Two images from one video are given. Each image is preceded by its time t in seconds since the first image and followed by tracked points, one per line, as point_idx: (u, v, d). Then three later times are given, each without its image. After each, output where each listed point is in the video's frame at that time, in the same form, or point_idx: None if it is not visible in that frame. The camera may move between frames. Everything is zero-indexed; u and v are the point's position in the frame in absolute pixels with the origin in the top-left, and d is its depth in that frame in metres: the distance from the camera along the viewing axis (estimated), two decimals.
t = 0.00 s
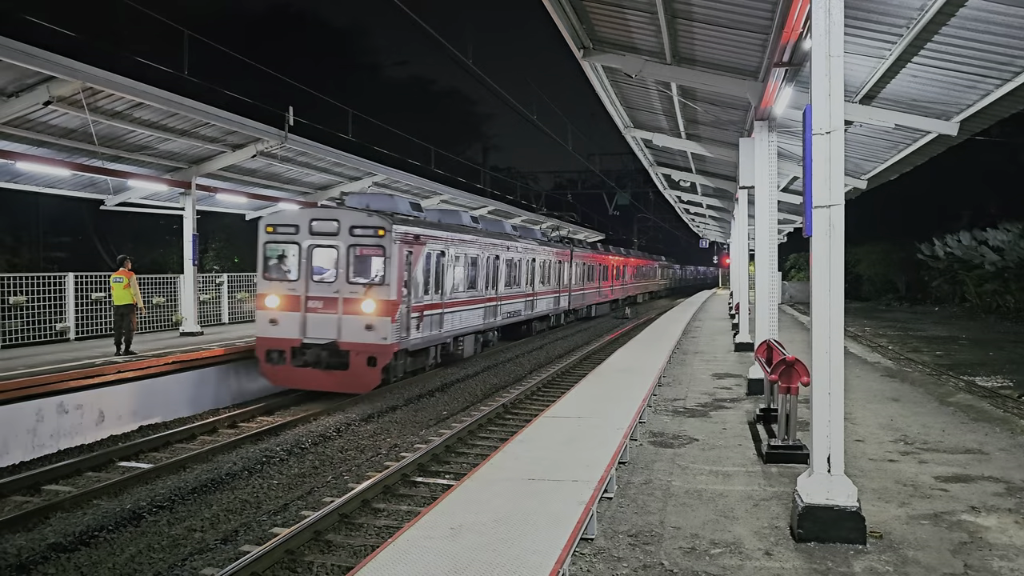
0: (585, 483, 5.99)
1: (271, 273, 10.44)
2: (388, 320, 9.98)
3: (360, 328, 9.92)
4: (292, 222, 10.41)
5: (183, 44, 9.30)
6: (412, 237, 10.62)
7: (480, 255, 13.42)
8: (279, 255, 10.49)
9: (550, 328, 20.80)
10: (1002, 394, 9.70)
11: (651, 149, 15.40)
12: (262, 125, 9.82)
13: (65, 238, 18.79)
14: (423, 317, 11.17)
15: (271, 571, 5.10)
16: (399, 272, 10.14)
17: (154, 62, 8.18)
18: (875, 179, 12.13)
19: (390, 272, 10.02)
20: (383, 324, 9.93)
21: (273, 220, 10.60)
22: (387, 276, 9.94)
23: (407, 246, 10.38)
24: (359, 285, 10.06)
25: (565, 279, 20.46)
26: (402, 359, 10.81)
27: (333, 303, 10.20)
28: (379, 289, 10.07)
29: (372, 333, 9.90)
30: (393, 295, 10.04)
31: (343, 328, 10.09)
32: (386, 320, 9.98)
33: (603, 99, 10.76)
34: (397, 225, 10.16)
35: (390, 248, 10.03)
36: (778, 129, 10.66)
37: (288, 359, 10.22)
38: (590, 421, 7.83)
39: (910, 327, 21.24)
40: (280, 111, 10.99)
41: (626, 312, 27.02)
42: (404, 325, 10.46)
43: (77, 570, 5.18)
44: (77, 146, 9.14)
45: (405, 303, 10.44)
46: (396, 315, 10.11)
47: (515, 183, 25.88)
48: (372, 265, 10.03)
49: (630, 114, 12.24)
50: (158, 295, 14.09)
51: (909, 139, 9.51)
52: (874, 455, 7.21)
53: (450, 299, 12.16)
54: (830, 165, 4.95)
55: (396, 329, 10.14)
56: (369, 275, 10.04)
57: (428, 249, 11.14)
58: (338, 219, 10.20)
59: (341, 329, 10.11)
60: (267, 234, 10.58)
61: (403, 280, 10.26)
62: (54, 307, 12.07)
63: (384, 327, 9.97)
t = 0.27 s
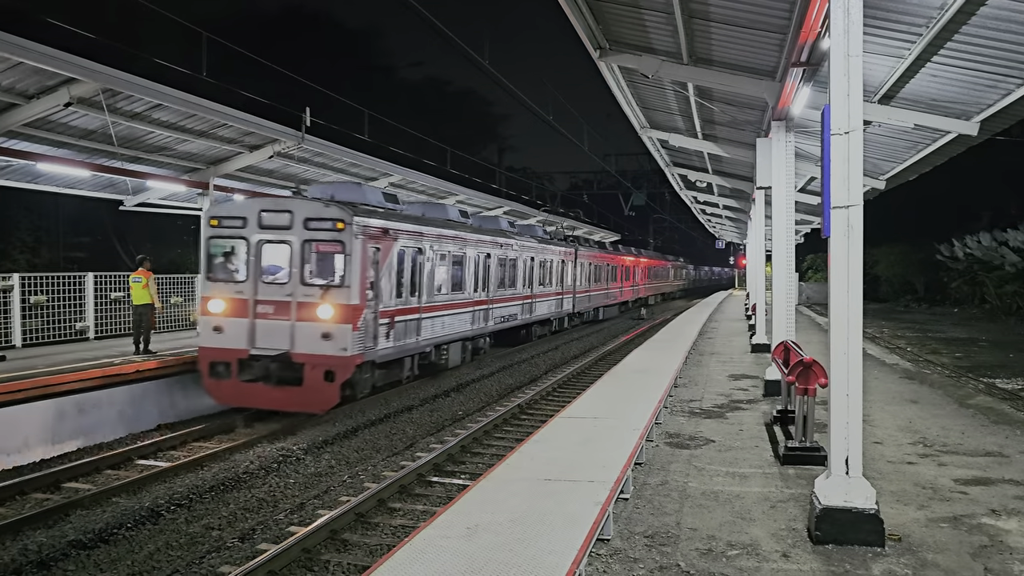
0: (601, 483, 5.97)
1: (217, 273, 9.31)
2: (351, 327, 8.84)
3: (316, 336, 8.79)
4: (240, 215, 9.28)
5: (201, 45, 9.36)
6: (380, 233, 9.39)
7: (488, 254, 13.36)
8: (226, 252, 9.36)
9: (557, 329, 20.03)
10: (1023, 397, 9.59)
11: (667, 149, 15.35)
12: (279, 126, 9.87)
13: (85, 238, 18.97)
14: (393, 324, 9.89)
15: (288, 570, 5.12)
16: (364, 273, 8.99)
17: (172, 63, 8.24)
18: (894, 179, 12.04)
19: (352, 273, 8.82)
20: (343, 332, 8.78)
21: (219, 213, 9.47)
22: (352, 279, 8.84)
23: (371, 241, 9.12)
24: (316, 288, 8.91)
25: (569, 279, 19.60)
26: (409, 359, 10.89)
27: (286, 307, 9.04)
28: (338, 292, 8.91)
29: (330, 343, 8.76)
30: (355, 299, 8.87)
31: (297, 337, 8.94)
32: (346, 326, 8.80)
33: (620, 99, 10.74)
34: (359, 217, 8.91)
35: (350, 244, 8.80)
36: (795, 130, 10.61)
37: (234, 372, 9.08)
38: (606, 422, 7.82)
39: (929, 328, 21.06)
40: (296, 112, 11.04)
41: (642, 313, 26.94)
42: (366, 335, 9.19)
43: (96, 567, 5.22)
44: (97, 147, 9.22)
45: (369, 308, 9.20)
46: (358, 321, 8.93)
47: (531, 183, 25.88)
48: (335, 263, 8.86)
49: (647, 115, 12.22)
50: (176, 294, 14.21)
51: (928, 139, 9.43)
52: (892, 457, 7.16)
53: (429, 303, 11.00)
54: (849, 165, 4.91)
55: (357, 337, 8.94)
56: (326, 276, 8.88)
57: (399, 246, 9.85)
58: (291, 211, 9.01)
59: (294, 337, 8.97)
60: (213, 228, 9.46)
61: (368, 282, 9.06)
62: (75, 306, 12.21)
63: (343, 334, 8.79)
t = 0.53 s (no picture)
0: (619, 484, 5.95)
1: (136, 275, 7.76)
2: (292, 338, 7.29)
3: (252, 350, 7.29)
4: (164, 203, 7.70)
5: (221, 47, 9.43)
6: (324, 225, 7.67)
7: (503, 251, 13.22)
8: (148, 248, 7.78)
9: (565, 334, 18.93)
10: None
11: (685, 149, 15.30)
12: (298, 127, 9.94)
13: (106, 238, 19.16)
14: (312, 330, 7.58)
15: (306, 568, 5.13)
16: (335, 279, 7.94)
17: (192, 64, 8.30)
18: (914, 180, 11.93)
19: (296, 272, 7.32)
20: (283, 343, 7.26)
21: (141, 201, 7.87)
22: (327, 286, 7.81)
23: (321, 236, 7.61)
24: (252, 291, 7.38)
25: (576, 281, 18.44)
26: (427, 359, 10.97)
27: (216, 315, 7.50)
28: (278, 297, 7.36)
29: (266, 358, 7.24)
30: (298, 306, 7.35)
31: (229, 351, 7.41)
32: (287, 335, 7.28)
33: (638, 99, 10.72)
34: (308, 208, 7.43)
35: (295, 238, 7.31)
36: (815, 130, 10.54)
37: (157, 394, 7.56)
38: (624, 423, 7.79)
39: (950, 330, 20.84)
40: (314, 113, 11.10)
41: (660, 314, 26.83)
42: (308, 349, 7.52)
43: (117, 564, 5.24)
44: (118, 148, 9.31)
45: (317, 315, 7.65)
46: (303, 330, 7.41)
47: (548, 184, 25.87)
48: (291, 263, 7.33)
49: (664, 115, 12.20)
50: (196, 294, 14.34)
51: (950, 139, 9.35)
52: (913, 460, 7.10)
53: (397, 310, 9.49)
54: (870, 165, 4.87)
55: (304, 350, 7.45)
56: (265, 277, 7.35)
57: (360, 243, 8.42)
58: (223, 198, 7.51)
59: (226, 352, 7.42)
60: (133, 220, 7.87)
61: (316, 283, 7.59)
62: (96, 306, 12.35)
63: (281, 346, 7.26)
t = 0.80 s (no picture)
0: (637, 485, 5.92)
1: (19, 274, 6.59)
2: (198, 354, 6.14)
3: (151, 365, 6.15)
4: (50, 187, 6.53)
5: (240, 49, 9.50)
6: (248, 219, 6.61)
7: (513, 253, 13.20)
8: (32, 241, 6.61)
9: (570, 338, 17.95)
10: None
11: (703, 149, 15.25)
12: (317, 127, 10.01)
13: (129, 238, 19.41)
14: (229, 345, 6.51)
15: (325, 567, 5.14)
16: (341, 281, 8.16)
17: (213, 66, 8.37)
18: (936, 180, 11.82)
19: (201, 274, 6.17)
20: (184, 358, 6.10)
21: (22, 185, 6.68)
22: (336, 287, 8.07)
23: (239, 228, 6.53)
24: (151, 295, 6.23)
25: (580, 284, 17.39)
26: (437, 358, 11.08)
27: (108, 323, 6.32)
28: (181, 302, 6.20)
29: (167, 375, 6.10)
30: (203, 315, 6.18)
31: (124, 367, 6.25)
32: (188, 351, 6.12)
33: (656, 99, 10.70)
34: (219, 194, 6.26)
35: (203, 230, 6.15)
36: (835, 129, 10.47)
37: (38, 417, 6.37)
38: (642, 424, 7.78)
39: (973, 332, 20.60)
40: (332, 113, 11.16)
41: (677, 315, 26.75)
42: (238, 371, 6.67)
43: (139, 561, 5.23)
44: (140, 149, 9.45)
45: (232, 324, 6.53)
46: (212, 343, 6.28)
47: (565, 184, 25.90)
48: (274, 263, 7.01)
49: (682, 115, 12.17)
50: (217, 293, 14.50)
51: (972, 139, 9.25)
52: (935, 462, 7.04)
53: (349, 317, 8.40)
54: (892, 165, 4.82)
55: (212, 367, 6.28)
56: (166, 278, 6.21)
57: (296, 239, 7.34)
58: (120, 181, 6.35)
59: (120, 367, 6.27)
60: (14, 207, 6.70)
61: (232, 285, 6.47)
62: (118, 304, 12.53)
63: (180, 363, 6.11)
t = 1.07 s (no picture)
0: (654, 486, 5.88)
1: None
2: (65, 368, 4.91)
3: None
4: None
5: (257, 50, 9.57)
6: (193, 210, 5.92)
7: (524, 254, 12.93)
8: None
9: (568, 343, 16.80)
10: None
11: (720, 149, 15.20)
12: (333, 128, 10.06)
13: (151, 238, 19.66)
14: (104, 366, 5.23)
15: (341, 566, 5.14)
16: (360, 281, 8.26)
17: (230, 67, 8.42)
18: (955, 180, 11.71)
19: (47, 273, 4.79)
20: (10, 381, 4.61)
21: None
22: (352, 285, 8.14)
23: (97, 213, 5.09)
24: None
25: (579, 286, 16.15)
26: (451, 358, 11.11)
27: None
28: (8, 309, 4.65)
29: None
30: (103, 327, 5.19)
31: None
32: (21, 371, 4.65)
33: (672, 99, 10.68)
34: (131, 174, 5.36)
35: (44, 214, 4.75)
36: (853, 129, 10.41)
37: None
38: (658, 424, 7.77)
39: (993, 334, 20.39)
40: (348, 113, 11.21)
41: (692, 316, 26.66)
42: (210, 375, 6.25)
43: (157, 558, 5.25)
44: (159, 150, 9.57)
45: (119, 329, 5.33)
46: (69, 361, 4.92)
47: (581, 184, 25.89)
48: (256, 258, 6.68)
49: (699, 115, 12.14)
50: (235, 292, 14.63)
51: (992, 138, 9.16)
52: (954, 465, 6.97)
53: (273, 327, 6.97)
54: (911, 164, 4.76)
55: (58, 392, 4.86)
56: None
57: (235, 233, 6.41)
58: None
59: None
60: None
61: (92, 285, 5.06)
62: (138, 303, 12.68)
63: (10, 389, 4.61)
